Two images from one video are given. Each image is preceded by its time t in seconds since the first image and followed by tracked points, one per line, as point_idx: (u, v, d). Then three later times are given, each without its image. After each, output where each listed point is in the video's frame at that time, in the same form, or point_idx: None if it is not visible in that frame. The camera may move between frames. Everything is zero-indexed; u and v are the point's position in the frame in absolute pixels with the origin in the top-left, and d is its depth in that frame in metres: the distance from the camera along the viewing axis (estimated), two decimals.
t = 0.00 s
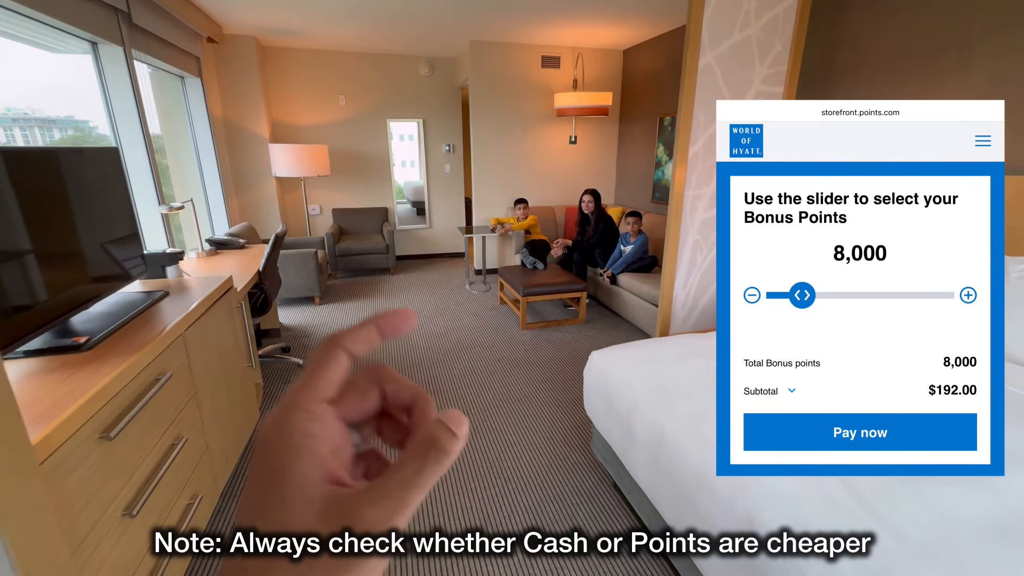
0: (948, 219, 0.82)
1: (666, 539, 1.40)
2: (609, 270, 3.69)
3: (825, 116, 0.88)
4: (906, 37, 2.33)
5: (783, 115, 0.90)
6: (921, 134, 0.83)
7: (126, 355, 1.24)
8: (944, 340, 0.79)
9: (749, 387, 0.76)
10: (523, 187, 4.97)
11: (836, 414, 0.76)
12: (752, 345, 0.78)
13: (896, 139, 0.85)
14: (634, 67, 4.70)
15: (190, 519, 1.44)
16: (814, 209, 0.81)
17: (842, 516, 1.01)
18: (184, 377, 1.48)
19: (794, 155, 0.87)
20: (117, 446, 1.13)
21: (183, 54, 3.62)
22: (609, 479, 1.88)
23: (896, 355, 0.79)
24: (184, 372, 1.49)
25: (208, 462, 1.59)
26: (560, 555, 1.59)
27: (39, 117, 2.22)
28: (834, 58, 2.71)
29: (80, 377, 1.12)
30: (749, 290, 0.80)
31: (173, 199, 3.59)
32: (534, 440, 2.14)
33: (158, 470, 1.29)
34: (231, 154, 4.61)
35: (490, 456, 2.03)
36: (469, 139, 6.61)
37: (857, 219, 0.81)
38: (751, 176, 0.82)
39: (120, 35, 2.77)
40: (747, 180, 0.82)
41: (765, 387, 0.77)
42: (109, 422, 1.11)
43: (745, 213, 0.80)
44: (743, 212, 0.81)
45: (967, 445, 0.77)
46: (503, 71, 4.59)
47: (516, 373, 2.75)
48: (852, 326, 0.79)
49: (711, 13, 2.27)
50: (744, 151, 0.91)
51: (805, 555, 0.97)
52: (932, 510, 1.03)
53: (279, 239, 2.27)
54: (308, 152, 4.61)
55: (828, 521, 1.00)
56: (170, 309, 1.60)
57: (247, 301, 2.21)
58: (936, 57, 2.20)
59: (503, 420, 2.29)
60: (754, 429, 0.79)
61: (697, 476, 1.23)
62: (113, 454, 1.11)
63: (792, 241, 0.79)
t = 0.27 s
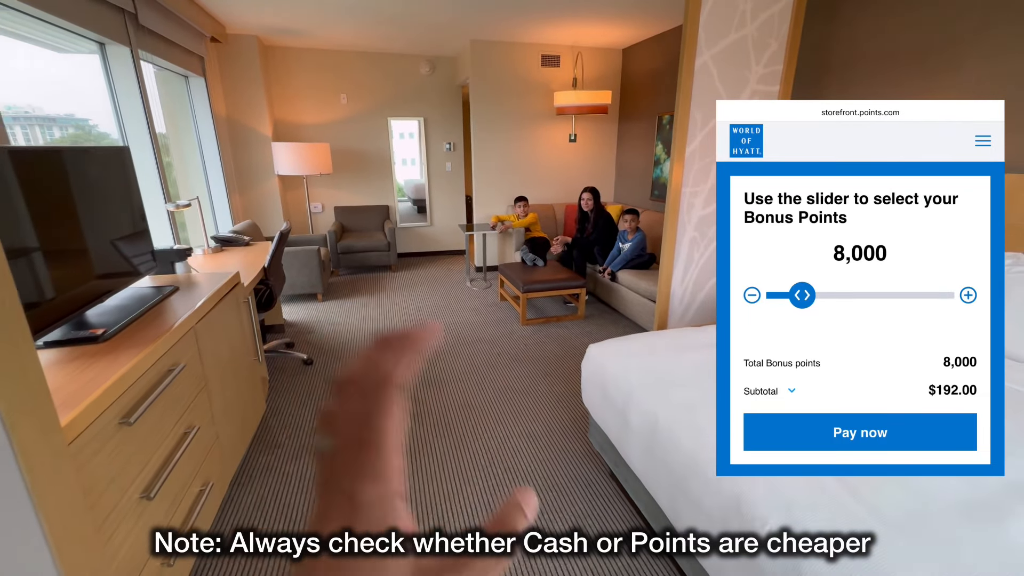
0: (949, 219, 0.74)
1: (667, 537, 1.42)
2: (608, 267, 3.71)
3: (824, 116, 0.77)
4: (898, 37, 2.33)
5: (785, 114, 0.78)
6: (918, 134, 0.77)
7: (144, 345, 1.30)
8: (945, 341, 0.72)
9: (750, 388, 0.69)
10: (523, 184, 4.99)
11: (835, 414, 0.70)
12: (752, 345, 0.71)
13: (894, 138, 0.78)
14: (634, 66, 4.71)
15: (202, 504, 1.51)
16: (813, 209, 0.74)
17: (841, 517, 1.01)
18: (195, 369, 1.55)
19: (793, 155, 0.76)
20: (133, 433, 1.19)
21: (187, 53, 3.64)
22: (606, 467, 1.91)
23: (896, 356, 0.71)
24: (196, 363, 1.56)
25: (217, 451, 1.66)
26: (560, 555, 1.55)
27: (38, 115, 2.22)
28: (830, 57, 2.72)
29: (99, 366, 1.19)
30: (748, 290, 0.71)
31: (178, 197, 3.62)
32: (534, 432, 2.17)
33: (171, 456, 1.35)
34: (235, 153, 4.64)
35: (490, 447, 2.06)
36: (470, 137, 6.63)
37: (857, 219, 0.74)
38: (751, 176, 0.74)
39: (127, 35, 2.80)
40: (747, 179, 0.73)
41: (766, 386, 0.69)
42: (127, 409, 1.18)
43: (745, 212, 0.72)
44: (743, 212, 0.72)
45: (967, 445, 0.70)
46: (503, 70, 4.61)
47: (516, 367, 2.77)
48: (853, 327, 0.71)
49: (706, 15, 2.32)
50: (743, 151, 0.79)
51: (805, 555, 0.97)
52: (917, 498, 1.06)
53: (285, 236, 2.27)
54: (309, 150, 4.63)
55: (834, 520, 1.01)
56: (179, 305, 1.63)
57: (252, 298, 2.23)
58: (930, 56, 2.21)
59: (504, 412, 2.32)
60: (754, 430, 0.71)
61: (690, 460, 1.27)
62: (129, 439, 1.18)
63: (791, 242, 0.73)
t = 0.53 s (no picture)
0: (948, 220, 0.76)
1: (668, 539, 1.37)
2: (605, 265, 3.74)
3: (825, 116, 0.78)
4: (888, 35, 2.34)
5: (786, 114, 0.78)
6: (920, 135, 0.77)
7: (148, 336, 1.33)
8: (948, 342, 0.77)
9: (750, 388, 0.78)
10: (521, 183, 5.01)
11: (835, 414, 0.79)
12: (752, 346, 0.78)
13: (893, 140, 0.78)
14: (630, 65, 4.73)
15: (204, 493, 1.54)
16: (813, 209, 0.78)
17: (841, 514, 0.98)
18: (198, 361, 1.57)
19: (793, 155, 0.79)
20: (138, 421, 1.22)
21: (187, 53, 3.66)
22: (600, 461, 1.93)
23: (896, 356, 0.78)
24: (198, 355, 1.58)
25: (218, 442, 1.69)
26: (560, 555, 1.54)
27: (37, 114, 2.23)
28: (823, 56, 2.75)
29: (106, 357, 1.21)
30: (749, 291, 0.77)
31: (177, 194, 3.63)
32: (530, 425, 2.19)
33: (175, 445, 1.38)
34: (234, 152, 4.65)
35: (487, 440, 2.09)
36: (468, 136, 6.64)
37: (858, 219, 0.77)
38: (751, 176, 0.77)
39: (127, 35, 2.82)
40: (747, 179, 0.77)
41: (765, 387, 0.79)
42: (133, 397, 1.21)
43: (745, 213, 0.76)
44: (743, 212, 0.77)
45: (968, 446, 0.78)
46: (501, 69, 4.63)
47: (512, 363, 2.80)
48: (853, 327, 0.76)
49: (700, 15, 2.34)
50: (744, 151, 0.79)
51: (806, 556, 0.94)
52: (894, 486, 1.08)
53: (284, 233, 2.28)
54: (308, 149, 4.64)
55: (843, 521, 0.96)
56: (181, 299, 1.66)
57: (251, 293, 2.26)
58: (920, 55, 2.22)
59: (499, 406, 2.35)
60: (753, 430, 0.81)
61: (679, 451, 1.28)
62: (134, 427, 1.20)
63: (791, 242, 0.77)
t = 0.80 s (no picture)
0: (949, 219, 0.78)
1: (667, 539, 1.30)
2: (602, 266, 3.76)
3: (825, 116, 0.80)
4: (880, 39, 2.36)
5: (785, 114, 0.81)
6: (923, 134, 0.79)
7: (149, 334, 1.35)
8: (948, 341, 0.78)
9: (750, 388, 0.79)
10: (520, 185, 5.03)
11: (835, 414, 0.79)
12: (752, 346, 0.79)
13: (896, 139, 0.80)
14: (628, 68, 4.75)
15: (203, 488, 1.56)
16: (813, 209, 0.79)
17: (839, 514, 0.98)
18: (197, 360, 1.59)
19: (793, 155, 0.80)
20: (138, 416, 1.24)
21: (189, 57, 3.69)
22: (592, 458, 1.95)
23: (897, 356, 0.78)
24: (198, 354, 1.60)
25: (217, 440, 1.71)
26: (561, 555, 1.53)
27: (42, 117, 2.26)
28: (814, 58, 2.76)
29: (107, 353, 1.24)
30: (749, 290, 0.78)
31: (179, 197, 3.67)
32: (525, 423, 2.21)
33: (174, 440, 1.40)
34: (235, 154, 4.69)
35: (483, 438, 2.10)
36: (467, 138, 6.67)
37: (858, 219, 0.78)
38: (751, 176, 0.79)
39: (130, 40, 2.85)
40: (747, 179, 0.78)
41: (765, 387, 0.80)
42: (134, 393, 1.23)
43: (745, 213, 0.77)
44: (743, 212, 0.78)
45: (968, 446, 0.78)
46: (499, 72, 4.65)
47: (508, 363, 2.82)
48: (854, 326, 0.77)
49: (693, 18, 2.40)
50: (744, 151, 0.82)
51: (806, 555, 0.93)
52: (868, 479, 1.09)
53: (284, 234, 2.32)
54: (309, 151, 4.68)
55: (822, 519, 0.97)
56: (182, 298, 1.69)
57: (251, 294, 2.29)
58: (912, 58, 2.24)
59: (494, 405, 2.37)
60: (753, 429, 0.82)
61: (662, 445, 1.31)
62: (135, 422, 1.22)
63: (791, 242, 0.78)
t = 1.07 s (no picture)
0: (949, 220, 0.75)
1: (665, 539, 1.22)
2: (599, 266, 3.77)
3: (825, 116, 0.78)
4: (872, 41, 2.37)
5: (784, 114, 0.78)
6: (922, 134, 0.77)
7: (148, 332, 1.37)
8: (946, 342, 0.75)
9: (750, 388, 0.75)
10: (518, 186, 5.05)
11: (835, 414, 0.75)
12: (752, 345, 0.75)
13: (895, 140, 0.78)
14: (624, 70, 4.78)
15: (201, 482, 1.58)
16: (813, 209, 0.76)
17: (841, 513, 0.96)
18: (195, 357, 1.61)
19: (793, 155, 0.78)
20: (138, 409, 1.26)
21: (189, 59, 3.72)
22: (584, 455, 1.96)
23: (896, 354, 0.75)
24: (195, 352, 1.62)
25: (215, 436, 1.72)
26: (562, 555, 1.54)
27: (45, 119, 2.29)
28: (806, 62, 2.78)
29: (107, 350, 1.26)
30: (749, 290, 0.75)
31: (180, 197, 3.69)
32: (518, 421, 2.23)
33: (173, 434, 1.42)
34: (235, 155, 4.72)
35: (477, 435, 2.12)
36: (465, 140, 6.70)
37: (858, 218, 0.75)
38: (751, 176, 0.76)
39: (132, 44, 2.88)
40: (747, 180, 0.76)
41: (766, 386, 0.75)
42: (132, 389, 1.25)
43: (745, 213, 0.75)
44: (742, 212, 0.75)
45: (967, 446, 0.74)
46: (497, 75, 4.68)
47: (504, 362, 2.83)
48: (853, 326, 0.74)
49: (687, 20, 2.53)
50: (744, 151, 0.80)
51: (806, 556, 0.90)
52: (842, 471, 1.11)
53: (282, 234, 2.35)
54: (308, 152, 4.70)
55: (807, 511, 0.98)
56: (181, 296, 1.71)
57: (250, 293, 2.31)
58: (904, 60, 2.25)
59: (490, 404, 2.38)
60: (753, 429, 0.77)
61: (648, 440, 1.33)
62: (133, 418, 1.24)
63: (791, 243, 0.75)
